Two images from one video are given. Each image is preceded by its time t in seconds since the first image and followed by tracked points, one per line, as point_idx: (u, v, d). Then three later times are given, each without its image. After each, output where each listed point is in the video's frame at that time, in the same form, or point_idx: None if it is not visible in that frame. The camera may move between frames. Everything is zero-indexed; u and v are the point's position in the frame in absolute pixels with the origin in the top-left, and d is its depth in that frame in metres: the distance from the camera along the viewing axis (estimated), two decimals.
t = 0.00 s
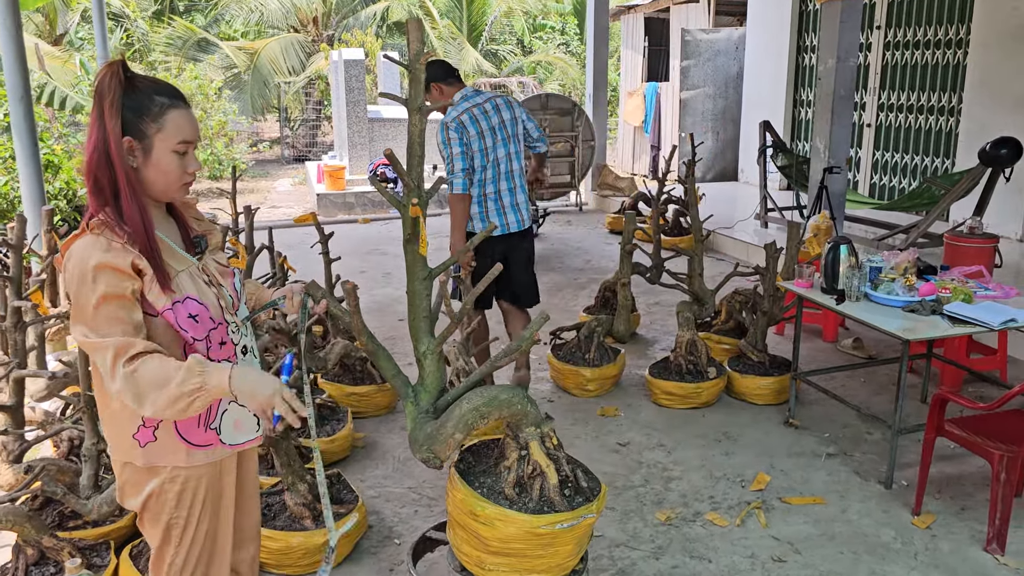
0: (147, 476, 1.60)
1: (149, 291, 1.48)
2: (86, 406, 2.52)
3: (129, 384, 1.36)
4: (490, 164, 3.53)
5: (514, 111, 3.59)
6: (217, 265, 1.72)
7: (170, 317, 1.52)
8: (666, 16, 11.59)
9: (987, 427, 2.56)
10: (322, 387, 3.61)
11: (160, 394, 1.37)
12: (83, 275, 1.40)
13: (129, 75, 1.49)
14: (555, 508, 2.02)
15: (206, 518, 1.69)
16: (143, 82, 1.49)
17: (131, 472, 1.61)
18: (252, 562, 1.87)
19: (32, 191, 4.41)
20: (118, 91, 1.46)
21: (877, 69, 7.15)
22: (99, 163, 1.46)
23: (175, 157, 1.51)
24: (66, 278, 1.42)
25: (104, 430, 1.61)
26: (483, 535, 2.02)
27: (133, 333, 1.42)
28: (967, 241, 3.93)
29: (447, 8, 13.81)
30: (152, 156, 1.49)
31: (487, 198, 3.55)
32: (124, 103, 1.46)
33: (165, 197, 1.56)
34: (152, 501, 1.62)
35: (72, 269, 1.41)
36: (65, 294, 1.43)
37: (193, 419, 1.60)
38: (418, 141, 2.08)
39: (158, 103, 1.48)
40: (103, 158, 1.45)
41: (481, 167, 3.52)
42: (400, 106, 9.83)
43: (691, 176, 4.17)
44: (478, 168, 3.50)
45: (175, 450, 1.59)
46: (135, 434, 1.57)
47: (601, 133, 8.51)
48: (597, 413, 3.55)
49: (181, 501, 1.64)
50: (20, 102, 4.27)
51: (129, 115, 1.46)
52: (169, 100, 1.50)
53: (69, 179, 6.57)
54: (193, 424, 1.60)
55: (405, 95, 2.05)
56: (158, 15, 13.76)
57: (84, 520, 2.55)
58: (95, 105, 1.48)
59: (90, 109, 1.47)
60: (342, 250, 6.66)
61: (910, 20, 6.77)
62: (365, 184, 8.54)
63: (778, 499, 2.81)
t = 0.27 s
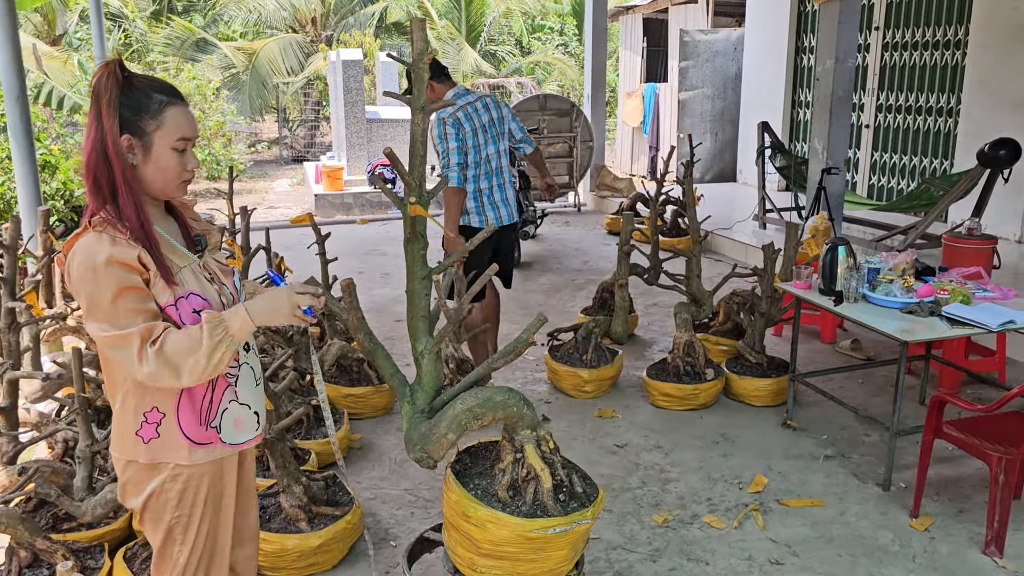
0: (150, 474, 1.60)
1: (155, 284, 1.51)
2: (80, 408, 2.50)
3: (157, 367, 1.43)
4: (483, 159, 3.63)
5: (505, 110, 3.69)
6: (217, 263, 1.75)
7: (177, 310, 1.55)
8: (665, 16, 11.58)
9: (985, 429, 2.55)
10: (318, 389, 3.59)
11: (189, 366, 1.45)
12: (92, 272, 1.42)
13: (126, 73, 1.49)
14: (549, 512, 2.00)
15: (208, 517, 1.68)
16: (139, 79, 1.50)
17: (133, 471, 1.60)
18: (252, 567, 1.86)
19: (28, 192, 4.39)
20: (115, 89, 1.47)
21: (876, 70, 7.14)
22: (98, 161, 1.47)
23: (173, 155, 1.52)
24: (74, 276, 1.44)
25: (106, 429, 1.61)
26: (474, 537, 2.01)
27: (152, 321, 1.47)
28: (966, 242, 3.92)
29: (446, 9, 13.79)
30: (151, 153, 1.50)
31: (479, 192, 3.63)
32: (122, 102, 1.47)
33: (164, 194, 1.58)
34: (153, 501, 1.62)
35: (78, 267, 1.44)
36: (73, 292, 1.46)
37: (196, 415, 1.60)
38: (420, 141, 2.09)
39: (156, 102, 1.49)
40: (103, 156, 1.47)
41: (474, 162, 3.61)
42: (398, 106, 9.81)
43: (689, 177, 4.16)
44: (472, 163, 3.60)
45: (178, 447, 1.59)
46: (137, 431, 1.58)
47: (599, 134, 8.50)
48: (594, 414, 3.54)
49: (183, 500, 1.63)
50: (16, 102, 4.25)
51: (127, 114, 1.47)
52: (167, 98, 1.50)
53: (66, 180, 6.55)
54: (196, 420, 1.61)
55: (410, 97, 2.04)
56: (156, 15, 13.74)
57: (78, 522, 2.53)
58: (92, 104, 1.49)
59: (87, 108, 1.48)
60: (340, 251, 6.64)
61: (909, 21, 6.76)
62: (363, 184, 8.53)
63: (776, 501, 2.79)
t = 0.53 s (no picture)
0: (147, 474, 1.59)
1: (154, 285, 1.51)
2: (74, 408, 2.49)
3: (162, 367, 1.43)
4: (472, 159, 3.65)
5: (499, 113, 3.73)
6: (211, 261, 1.74)
7: (176, 311, 1.54)
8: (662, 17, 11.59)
9: (982, 430, 2.54)
10: (314, 389, 3.58)
11: (193, 364, 1.46)
12: (95, 273, 1.41)
13: (131, 73, 1.48)
14: (534, 517, 1.98)
15: (205, 518, 1.66)
16: (144, 79, 1.49)
17: (130, 472, 1.59)
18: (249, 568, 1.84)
19: (23, 191, 4.38)
20: (121, 89, 1.45)
21: (873, 70, 7.15)
22: (99, 160, 1.46)
23: (176, 157, 1.52)
24: (73, 277, 1.42)
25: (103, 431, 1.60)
26: (460, 537, 2.00)
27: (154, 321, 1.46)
28: (962, 243, 3.91)
29: (443, 9, 13.80)
30: (154, 155, 1.50)
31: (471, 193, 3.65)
32: (127, 102, 1.45)
33: (163, 194, 1.57)
34: (150, 502, 1.60)
35: (78, 268, 1.42)
36: (70, 292, 1.44)
37: (193, 414, 1.60)
38: (422, 140, 2.08)
39: (162, 104, 1.49)
40: (105, 155, 1.45)
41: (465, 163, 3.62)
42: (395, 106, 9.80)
43: (687, 177, 4.15)
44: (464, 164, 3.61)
45: (176, 446, 1.59)
46: (135, 431, 1.57)
47: (596, 134, 8.49)
48: (591, 415, 3.53)
49: (180, 499, 1.62)
50: (11, 102, 4.24)
51: (131, 115, 1.46)
52: (174, 101, 1.50)
53: (62, 180, 6.53)
54: (194, 419, 1.60)
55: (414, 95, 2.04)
56: (153, 15, 13.71)
57: (73, 523, 2.52)
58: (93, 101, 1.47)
59: (88, 106, 1.46)
60: (337, 251, 6.63)
61: (906, 21, 6.77)
62: (360, 184, 8.52)
63: (773, 502, 2.78)
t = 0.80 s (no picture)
0: (147, 478, 1.58)
1: (159, 287, 1.51)
2: (68, 409, 2.48)
3: (185, 368, 1.45)
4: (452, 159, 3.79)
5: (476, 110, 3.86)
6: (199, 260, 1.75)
7: (179, 312, 1.56)
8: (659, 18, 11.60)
9: (978, 431, 2.54)
10: (309, 391, 3.57)
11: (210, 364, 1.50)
12: (108, 280, 1.41)
13: (122, 76, 1.47)
14: (516, 523, 1.95)
15: (204, 518, 1.66)
16: (135, 83, 1.48)
17: (130, 477, 1.57)
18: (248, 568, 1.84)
19: (18, 192, 4.36)
20: (115, 93, 1.45)
21: (869, 71, 7.15)
22: (98, 166, 1.45)
23: (170, 160, 1.53)
24: (83, 285, 1.41)
25: (98, 438, 1.58)
26: (443, 536, 2.01)
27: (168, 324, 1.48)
28: (958, 244, 3.92)
29: (439, 10, 13.80)
30: (151, 158, 1.50)
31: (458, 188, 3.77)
32: (123, 105, 1.45)
33: (156, 197, 1.57)
34: (151, 504, 1.59)
35: (88, 276, 1.41)
36: (77, 301, 1.42)
37: (194, 415, 1.60)
38: (426, 139, 2.07)
39: (157, 107, 1.49)
40: (103, 160, 1.45)
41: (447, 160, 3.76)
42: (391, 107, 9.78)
43: (683, 178, 4.15)
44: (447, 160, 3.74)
45: (178, 447, 1.58)
46: (136, 436, 1.56)
47: (593, 135, 8.49)
48: (588, 416, 3.52)
49: (181, 501, 1.61)
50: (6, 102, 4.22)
51: (128, 118, 1.46)
52: (166, 104, 1.51)
53: (57, 180, 6.50)
54: (195, 420, 1.60)
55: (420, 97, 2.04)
56: (149, 15, 13.68)
57: (67, 525, 2.50)
58: (83, 106, 1.45)
59: (80, 111, 1.45)
60: (333, 252, 6.62)
61: (901, 22, 6.78)
62: (356, 185, 8.51)
63: (769, 503, 2.78)
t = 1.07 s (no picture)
0: (143, 481, 1.57)
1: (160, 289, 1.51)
2: (61, 410, 2.46)
3: (198, 366, 1.46)
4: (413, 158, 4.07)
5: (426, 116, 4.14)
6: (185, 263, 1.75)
7: (178, 313, 1.56)
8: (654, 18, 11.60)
9: (972, 432, 2.55)
10: (304, 391, 3.56)
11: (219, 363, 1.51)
12: (115, 282, 1.41)
13: (113, 78, 1.47)
14: (492, 527, 1.97)
15: (200, 518, 1.66)
16: (126, 84, 1.48)
17: (125, 481, 1.56)
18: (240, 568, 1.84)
19: (11, 192, 4.34)
20: (108, 95, 1.44)
21: (864, 72, 7.17)
22: (94, 169, 1.44)
23: (163, 161, 1.53)
24: (89, 289, 1.40)
25: (92, 445, 1.55)
26: (425, 532, 2.06)
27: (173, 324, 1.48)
28: (953, 244, 3.92)
29: (435, 10, 13.79)
30: (146, 159, 1.50)
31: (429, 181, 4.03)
32: (117, 107, 1.44)
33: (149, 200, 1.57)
34: (147, 508, 1.59)
35: (93, 279, 1.40)
36: (82, 305, 1.41)
37: (191, 416, 1.60)
38: (433, 140, 2.08)
39: (150, 108, 1.49)
40: (100, 163, 1.44)
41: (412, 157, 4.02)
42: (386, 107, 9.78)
43: (679, 178, 4.15)
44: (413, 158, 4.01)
45: (174, 449, 1.58)
46: (132, 440, 1.54)
47: (589, 135, 8.49)
48: (583, 416, 3.52)
49: (176, 503, 1.61)
50: None
51: (123, 121, 1.45)
52: (159, 105, 1.51)
53: (51, 181, 6.48)
54: (191, 421, 1.60)
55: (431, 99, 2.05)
56: (144, 15, 13.65)
57: (60, 527, 2.49)
58: (75, 109, 1.44)
59: (72, 114, 1.43)
60: (328, 252, 6.61)
61: (896, 23, 6.79)
62: (352, 185, 8.50)
63: (764, 504, 2.78)
